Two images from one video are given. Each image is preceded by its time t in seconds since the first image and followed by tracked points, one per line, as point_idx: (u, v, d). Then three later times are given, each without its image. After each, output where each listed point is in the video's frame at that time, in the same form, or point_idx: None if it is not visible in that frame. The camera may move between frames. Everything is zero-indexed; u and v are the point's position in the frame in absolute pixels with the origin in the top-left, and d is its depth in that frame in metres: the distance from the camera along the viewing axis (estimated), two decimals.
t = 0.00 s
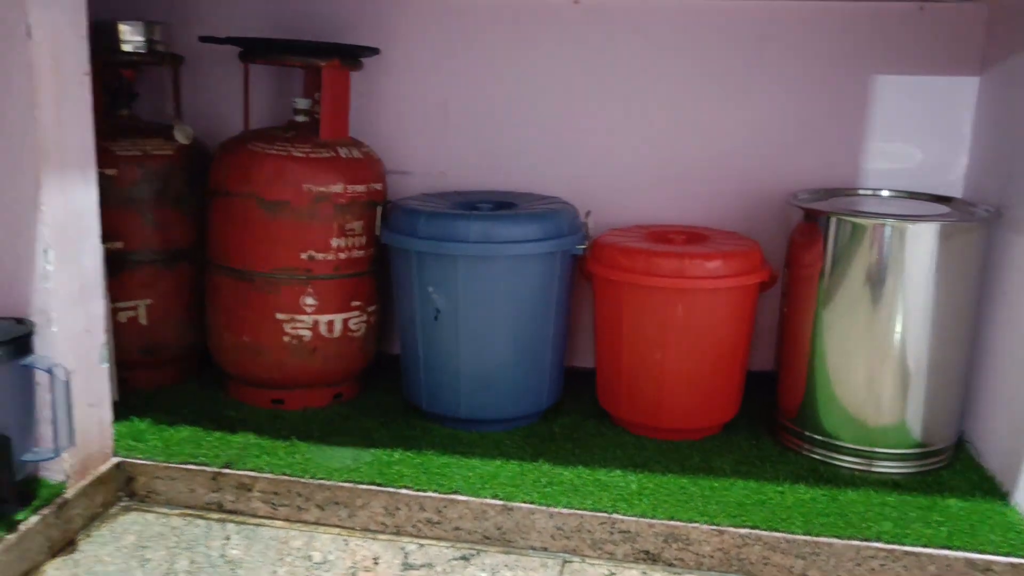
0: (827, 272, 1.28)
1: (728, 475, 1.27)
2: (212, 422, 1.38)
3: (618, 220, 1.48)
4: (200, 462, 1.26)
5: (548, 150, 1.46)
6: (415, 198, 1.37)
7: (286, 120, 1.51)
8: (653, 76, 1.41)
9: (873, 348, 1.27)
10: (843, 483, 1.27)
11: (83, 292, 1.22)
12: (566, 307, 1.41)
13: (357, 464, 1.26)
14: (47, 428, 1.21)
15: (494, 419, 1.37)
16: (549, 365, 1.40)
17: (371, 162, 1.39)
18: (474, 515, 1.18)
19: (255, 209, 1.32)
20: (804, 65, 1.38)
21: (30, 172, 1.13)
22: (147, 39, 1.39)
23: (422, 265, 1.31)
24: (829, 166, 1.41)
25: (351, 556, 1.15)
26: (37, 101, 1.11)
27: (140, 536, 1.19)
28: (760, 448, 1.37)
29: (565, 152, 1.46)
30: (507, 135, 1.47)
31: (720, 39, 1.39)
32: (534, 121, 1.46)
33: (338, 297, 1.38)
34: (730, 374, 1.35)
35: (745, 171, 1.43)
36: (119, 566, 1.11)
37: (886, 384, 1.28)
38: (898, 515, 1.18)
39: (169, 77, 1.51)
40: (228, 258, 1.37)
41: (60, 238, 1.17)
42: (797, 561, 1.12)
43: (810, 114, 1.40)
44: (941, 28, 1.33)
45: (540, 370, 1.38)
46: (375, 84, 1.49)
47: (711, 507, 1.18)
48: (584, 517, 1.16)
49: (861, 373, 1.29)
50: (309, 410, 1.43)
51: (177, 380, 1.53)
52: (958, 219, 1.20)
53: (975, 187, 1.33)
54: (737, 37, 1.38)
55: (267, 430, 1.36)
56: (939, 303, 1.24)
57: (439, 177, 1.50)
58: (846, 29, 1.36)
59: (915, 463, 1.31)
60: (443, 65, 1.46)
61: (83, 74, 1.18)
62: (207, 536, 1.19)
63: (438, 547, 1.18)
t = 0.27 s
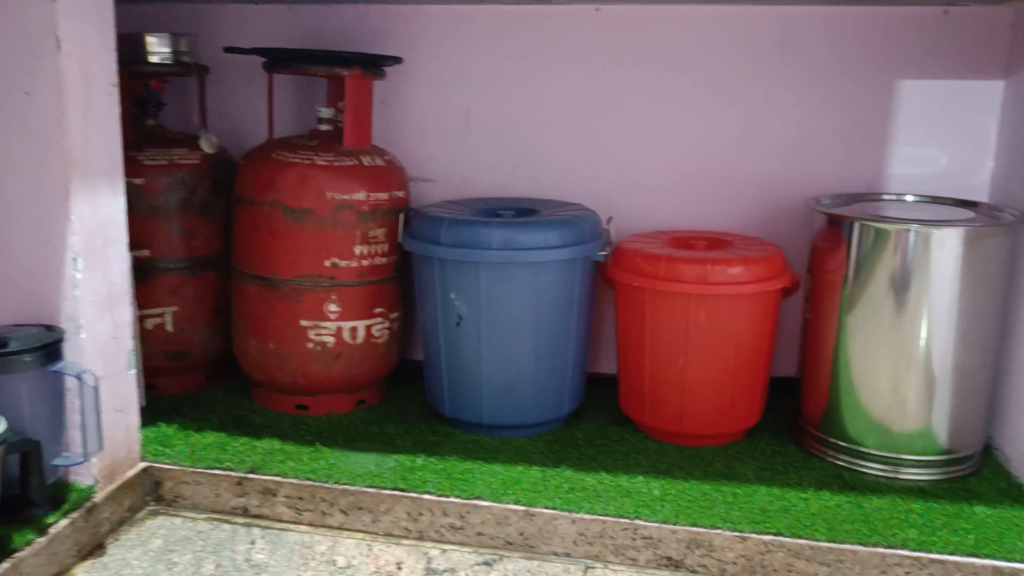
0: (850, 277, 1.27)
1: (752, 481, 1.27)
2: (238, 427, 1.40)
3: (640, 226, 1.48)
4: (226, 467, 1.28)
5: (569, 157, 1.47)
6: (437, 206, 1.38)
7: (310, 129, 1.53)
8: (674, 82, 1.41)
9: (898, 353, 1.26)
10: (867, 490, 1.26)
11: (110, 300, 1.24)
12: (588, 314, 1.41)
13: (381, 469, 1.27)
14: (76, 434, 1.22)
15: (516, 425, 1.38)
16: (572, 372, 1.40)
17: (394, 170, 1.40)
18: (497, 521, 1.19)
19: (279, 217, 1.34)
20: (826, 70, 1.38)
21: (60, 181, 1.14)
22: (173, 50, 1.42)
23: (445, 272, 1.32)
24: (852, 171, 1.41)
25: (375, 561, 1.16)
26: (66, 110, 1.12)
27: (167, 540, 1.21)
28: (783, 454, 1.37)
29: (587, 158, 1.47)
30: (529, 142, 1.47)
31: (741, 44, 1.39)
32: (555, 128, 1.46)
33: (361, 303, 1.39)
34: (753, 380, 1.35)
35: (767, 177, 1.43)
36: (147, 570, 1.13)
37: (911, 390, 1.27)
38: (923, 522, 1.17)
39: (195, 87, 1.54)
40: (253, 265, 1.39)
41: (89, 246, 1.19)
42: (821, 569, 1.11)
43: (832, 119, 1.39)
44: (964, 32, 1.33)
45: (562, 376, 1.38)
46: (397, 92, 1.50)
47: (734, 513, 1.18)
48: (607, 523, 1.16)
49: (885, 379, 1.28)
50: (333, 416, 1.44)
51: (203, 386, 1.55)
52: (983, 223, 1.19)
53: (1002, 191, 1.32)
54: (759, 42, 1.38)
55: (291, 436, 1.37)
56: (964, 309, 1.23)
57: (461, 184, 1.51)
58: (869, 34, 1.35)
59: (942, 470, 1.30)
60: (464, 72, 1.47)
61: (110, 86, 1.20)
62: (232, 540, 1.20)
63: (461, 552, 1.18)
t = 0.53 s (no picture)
0: (872, 286, 1.27)
1: (773, 491, 1.27)
2: (261, 434, 1.41)
3: (660, 235, 1.48)
4: (249, 473, 1.29)
5: (590, 166, 1.48)
6: (458, 214, 1.39)
7: (332, 139, 1.54)
8: (694, 91, 1.42)
9: (920, 362, 1.25)
10: (890, 500, 1.26)
11: (135, 307, 1.26)
12: (609, 322, 1.42)
13: (402, 476, 1.28)
14: (102, 439, 1.23)
15: (537, 433, 1.38)
16: (592, 380, 1.41)
17: (416, 179, 1.41)
18: (518, 528, 1.19)
19: (302, 225, 1.35)
20: (847, 78, 1.37)
21: (87, 192, 1.16)
22: (199, 61, 1.44)
23: (466, 281, 1.33)
24: (874, 180, 1.40)
25: (395, 567, 1.16)
26: (93, 120, 1.13)
27: (191, 545, 1.22)
28: (805, 464, 1.36)
29: (607, 167, 1.47)
30: (549, 151, 1.48)
31: (762, 54, 1.39)
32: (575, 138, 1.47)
33: (383, 311, 1.40)
34: (774, 389, 1.35)
35: (788, 185, 1.43)
36: (171, 574, 1.14)
37: (934, 399, 1.26)
38: (947, 533, 1.16)
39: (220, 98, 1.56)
40: (276, 274, 1.40)
41: (115, 255, 1.20)
42: None
43: (853, 127, 1.39)
44: (988, 40, 1.32)
45: (582, 384, 1.39)
46: (418, 102, 1.52)
47: (755, 522, 1.18)
48: (627, 531, 1.16)
49: (908, 388, 1.27)
50: (355, 424, 1.45)
51: (227, 394, 1.56)
52: (1008, 231, 1.18)
53: None
54: (779, 51, 1.38)
55: (314, 443, 1.39)
56: (988, 317, 1.23)
57: (482, 193, 1.52)
58: (890, 43, 1.35)
59: (965, 480, 1.29)
60: (485, 83, 1.48)
61: (137, 96, 1.22)
62: (255, 545, 1.21)
63: (481, 559, 1.19)
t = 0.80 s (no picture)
0: (886, 300, 1.26)
1: (786, 506, 1.26)
2: (274, 447, 1.42)
3: (672, 249, 1.48)
4: (262, 487, 1.30)
5: (602, 180, 1.48)
6: (470, 229, 1.40)
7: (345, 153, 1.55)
8: (706, 106, 1.42)
9: (935, 376, 1.25)
10: (904, 516, 1.25)
11: (150, 321, 1.27)
12: (621, 336, 1.42)
13: (414, 490, 1.28)
14: (116, 452, 1.24)
15: (549, 447, 1.38)
16: (604, 394, 1.41)
17: (428, 194, 1.42)
18: (529, 542, 1.19)
19: (315, 240, 1.36)
20: (859, 93, 1.38)
21: (103, 206, 1.17)
22: (214, 77, 1.45)
23: (478, 294, 1.33)
24: (887, 193, 1.40)
25: None
26: (110, 136, 1.15)
27: (204, 557, 1.22)
28: (818, 479, 1.36)
29: (618, 181, 1.47)
30: (561, 166, 1.49)
31: (773, 68, 1.39)
32: (587, 152, 1.47)
33: (396, 325, 1.40)
34: (787, 403, 1.34)
35: (801, 199, 1.42)
36: None
37: (949, 414, 1.25)
38: (962, 549, 1.16)
39: (234, 114, 1.57)
40: (289, 288, 1.41)
41: (130, 269, 1.21)
42: None
43: (866, 141, 1.39)
44: (1001, 53, 1.32)
45: (594, 398, 1.39)
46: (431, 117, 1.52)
47: (768, 537, 1.17)
48: (639, 546, 1.15)
49: (922, 402, 1.26)
50: (367, 437, 1.46)
51: (241, 407, 1.57)
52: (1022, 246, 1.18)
53: None
54: (790, 65, 1.39)
55: (327, 456, 1.39)
56: (1003, 331, 1.22)
57: (495, 207, 1.53)
58: (902, 57, 1.35)
59: (979, 495, 1.28)
60: (497, 97, 1.48)
61: (152, 112, 1.23)
62: (267, 559, 1.21)
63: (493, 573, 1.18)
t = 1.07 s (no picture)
0: (895, 308, 1.26)
1: (796, 515, 1.26)
2: (283, 455, 1.42)
3: (681, 258, 1.48)
4: (271, 495, 1.30)
5: (610, 189, 1.48)
6: (479, 237, 1.40)
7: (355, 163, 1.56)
8: (714, 115, 1.42)
9: (945, 385, 1.24)
10: (915, 525, 1.24)
11: (160, 330, 1.28)
12: (629, 345, 1.42)
13: (422, 498, 1.28)
14: (125, 460, 1.25)
15: (558, 456, 1.38)
16: (613, 403, 1.41)
17: (437, 203, 1.42)
18: (538, 551, 1.19)
19: (325, 249, 1.37)
20: (867, 102, 1.38)
21: (114, 216, 1.18)
22: (224, 88, 1.47)
23: (486, 303, 1.33)
24: (896, 202, 1.40)
25: None
26: (122, 148, 1.16)
27: (213, 565, 1.23)
28: (828, 488, 1.35)
29: (627, 191, 1.48)
30: (569, 175, 1.49)
31: (782, 78, 1.39)
32: (595, 161, 1.48)
33: (404, 334, 1.41)
34: (796, 412, 1.34)
35: (809, 208, 1.42)
36: None
37: (959, 423, 1.25)
38: (973, 559, 1.15)
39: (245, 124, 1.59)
40: (299, 296, 1.42)
41: (141, 278, 1.22)
42: None
43: (875, 150, 1.39)
44: (1009, 61, 1.32)
45: (602, 407, 1.39)
46: (440, 126, 1.53)
47: (777, 547, 1.17)
48: (648, 555, 1.15)
49: (932, 411, 1.26)
50: (376, 446, 1.46)
51: (250, 415, 1.58)
52: None
53: None
54: (798, 75, 1.39)
55: (335, 464, 1.39)
56: (1013, 340, 1.22)
57: (503, 216, 1.53)
58: (911, 66, 1.35)
59: (990, 505, 1.28)
60: (506, 107, 1.49)
61: (163, 123, 1.25)
62: (276, 566, 1.22)
63: None
